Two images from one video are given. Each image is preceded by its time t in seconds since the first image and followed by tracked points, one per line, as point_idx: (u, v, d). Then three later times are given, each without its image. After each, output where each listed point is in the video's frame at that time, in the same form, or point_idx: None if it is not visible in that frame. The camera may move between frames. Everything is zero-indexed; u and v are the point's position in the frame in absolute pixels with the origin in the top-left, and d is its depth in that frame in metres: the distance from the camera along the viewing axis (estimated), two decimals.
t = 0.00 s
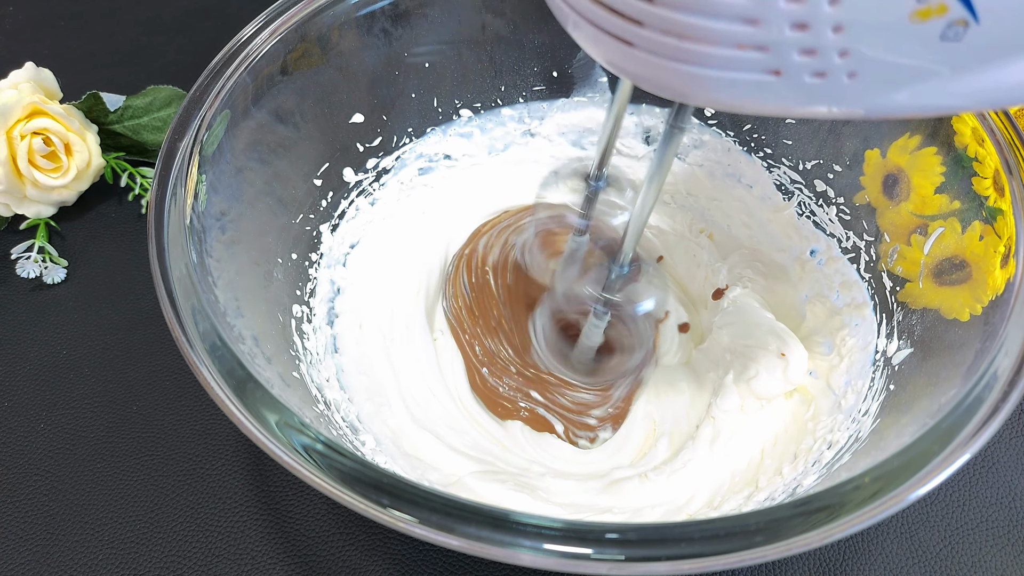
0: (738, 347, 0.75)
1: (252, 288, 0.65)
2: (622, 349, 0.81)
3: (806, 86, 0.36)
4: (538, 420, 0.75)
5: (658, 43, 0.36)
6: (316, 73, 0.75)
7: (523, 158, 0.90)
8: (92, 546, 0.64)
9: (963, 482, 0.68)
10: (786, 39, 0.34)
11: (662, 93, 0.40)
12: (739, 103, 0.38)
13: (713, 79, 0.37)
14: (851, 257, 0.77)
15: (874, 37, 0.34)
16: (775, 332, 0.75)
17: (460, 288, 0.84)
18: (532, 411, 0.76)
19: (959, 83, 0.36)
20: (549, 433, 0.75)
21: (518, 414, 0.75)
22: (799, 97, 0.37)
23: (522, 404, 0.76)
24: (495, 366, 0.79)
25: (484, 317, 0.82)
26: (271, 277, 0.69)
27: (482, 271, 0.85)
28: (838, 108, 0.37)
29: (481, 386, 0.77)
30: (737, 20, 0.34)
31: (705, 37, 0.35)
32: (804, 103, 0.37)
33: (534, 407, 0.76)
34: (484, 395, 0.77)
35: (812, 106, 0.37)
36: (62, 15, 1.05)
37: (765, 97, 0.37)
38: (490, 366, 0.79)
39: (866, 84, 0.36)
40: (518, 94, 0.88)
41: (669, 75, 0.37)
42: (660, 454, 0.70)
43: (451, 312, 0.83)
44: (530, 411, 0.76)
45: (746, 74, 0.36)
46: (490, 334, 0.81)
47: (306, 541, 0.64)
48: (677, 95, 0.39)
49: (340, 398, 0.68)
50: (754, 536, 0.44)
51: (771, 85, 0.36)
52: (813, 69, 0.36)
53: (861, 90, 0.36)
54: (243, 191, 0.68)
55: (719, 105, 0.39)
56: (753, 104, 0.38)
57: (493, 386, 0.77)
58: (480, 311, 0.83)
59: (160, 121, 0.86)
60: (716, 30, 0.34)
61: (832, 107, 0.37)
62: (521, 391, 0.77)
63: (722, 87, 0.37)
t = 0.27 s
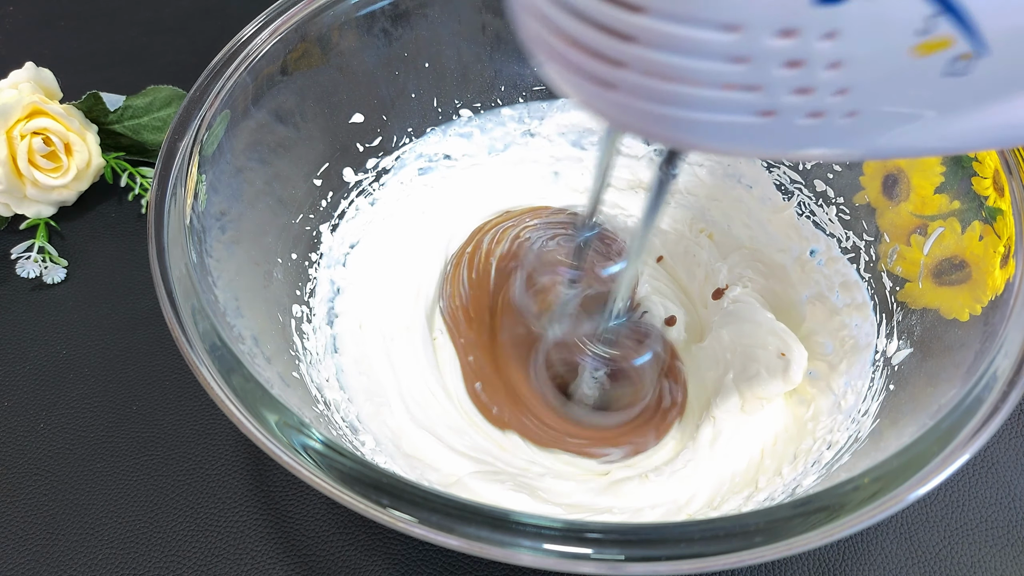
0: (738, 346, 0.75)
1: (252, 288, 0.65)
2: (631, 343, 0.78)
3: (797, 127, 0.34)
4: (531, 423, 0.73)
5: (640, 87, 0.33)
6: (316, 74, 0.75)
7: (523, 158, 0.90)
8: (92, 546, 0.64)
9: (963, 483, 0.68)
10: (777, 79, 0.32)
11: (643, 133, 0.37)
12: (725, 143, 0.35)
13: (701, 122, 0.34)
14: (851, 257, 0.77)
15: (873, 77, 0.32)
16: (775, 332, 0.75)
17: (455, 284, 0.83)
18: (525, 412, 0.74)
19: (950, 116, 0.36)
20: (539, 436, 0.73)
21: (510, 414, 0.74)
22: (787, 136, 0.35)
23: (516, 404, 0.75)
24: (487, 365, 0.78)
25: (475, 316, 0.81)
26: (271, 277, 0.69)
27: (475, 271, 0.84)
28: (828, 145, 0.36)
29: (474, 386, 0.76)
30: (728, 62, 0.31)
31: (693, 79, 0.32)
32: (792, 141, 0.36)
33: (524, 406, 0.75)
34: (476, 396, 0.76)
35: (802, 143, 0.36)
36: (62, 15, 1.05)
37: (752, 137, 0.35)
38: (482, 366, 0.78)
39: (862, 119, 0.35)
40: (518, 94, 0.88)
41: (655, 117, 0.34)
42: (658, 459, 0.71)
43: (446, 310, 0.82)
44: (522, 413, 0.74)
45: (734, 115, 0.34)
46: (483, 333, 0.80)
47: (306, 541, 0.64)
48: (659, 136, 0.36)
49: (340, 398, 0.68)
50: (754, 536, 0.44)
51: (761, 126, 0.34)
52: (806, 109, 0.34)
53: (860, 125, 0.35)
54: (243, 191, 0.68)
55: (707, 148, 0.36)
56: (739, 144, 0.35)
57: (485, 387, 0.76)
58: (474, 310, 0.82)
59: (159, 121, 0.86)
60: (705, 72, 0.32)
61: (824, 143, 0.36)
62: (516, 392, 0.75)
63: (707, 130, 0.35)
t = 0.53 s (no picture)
0: (739, 345, 0.76)
1: (252, 288, 0.65)
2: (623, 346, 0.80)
3: (673, 107, 0.33)
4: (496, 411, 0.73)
5: (518, 57, 0.33)
6: (316, 74, 0.75)
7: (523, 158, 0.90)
8: (92, 546, 0.64)
9: (963, 482, 0.67)
10: (642, 56, 0.32)
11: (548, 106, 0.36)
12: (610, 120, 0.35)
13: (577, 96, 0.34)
14: (851, 257, 0.77)
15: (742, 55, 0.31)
16: (776, 331, 0.75)
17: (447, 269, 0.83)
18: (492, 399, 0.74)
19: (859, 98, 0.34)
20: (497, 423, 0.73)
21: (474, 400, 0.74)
22: (669, 117, 0.34)
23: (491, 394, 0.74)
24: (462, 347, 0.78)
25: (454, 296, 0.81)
26: (271, 277, 0.69)
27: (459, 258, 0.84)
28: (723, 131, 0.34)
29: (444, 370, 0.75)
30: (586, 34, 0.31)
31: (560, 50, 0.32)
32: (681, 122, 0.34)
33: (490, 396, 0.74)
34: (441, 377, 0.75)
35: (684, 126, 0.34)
36: (62, 15, 1.05)
37: (633, 113, 0.34)
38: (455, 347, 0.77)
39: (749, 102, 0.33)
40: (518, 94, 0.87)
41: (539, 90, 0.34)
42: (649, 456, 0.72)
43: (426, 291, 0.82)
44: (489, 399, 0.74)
45: (608, 88, 0.33)
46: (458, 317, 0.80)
47: (306, 541, 0.64)
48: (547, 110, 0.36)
49: (341, 398, 0.67)
50: (753, 535, 0.44)
51: (635, 104, 0.33)
52: (676, 87, 0.33)
53: (746, 109, 0.33)
54: (243, 191, 0.68)
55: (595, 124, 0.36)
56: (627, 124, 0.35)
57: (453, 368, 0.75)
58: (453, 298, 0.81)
59: (159, 121, 0.86)
60: (568, 43, 0.32)
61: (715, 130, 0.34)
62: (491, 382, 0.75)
63: (586, 105, 0.34)
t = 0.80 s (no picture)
0: (738, 345, 0.76)
1: (252, 288, 0.65)
2: (646, 352, 0.79)
3: (760, 67, 0.38)
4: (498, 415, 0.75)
5: (610, 27, 0.37)
6: (316, 74, 0.75)
7: (524, 158, 0.90)
8: (92, 546, 0.64)
9: (963, 483, 0.67)
10: (734, 22, 0.35)
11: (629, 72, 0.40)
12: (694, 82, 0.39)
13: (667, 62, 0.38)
14: (851, 257, 0.77)
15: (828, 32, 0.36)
16: (775, 330, 0.75)
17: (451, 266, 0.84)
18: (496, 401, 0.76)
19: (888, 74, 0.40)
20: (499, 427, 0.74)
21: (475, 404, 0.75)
22: (749, 74, 0.39)
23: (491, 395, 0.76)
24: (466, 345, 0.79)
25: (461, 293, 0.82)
26: (271, 277, 0.69)
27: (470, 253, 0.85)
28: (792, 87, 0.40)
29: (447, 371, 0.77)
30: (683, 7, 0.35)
31: (655, 20, 0.36)
32: (762, 79, 0.39)
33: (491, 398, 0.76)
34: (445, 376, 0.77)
35: (775, 84, 0.39)
36: (62, 15, 1.05)
37: (718, 74, 0.39)
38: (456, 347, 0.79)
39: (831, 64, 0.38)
40: (518, 94, 0.87)
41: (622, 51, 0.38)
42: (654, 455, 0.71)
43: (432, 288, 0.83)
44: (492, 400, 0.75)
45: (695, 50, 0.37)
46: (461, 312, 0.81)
47: (306, 541, 0.64)
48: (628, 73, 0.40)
49: (341, 398, 0.67)
50: (754, 536, 0.44)
51: (722, 66, 0.38)
52: (766, 51, 0.37)
53: (823, 70, 0.38)
54: (243, 191, 0.68)
55: (677, 85, 0.40)
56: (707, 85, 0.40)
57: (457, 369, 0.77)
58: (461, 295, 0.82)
59: (160, 121, 0.86)
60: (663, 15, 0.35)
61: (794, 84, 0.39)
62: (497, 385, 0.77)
63: (674, 69, 0.39)
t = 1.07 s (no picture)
0: (737, 343, 0.75)
1: (252, 288, 0.65)
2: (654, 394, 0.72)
3: (826, 116, 0.36)
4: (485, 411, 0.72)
5: (655, 86, 0.34)
6: (316, 74, 0.75)
7: (523, 159, 0.90)
8: (92, 546, 0.64)
9: (963, 483, 0.68)
10: (794, 67, 0.33)
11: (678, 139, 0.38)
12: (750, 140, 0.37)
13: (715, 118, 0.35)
14: (851, 257, 0.77)
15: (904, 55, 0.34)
16: (775, 330, 0.74)
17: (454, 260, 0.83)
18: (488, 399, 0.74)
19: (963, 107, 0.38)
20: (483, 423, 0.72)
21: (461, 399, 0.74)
22: (813, 129, 0.36)
23: (485, 391, 0.74)
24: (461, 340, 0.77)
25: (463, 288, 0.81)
26: (271, 277, 0.69)
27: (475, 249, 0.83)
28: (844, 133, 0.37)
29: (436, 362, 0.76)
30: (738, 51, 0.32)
31: (707, 72, 0.33)
32: (820, 133, 0.37)
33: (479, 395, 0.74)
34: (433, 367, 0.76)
35: (839, 135, 0.37)
36: (61, 15, 1.05)
37: (778, 128, 0.36)
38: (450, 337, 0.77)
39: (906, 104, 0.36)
40: (518, 94, 0.88)
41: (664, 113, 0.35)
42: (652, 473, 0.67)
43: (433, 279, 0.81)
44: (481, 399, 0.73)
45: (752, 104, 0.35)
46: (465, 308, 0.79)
47: (306, 541, 0.64)
48: (675, 136, 0.37)
49: (341, 398, 0.68)
50: (754, 536, 0.44)
51: (785, 116, 0.35)
52: (829, 97, 0.35)
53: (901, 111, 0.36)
54: (243, 191, 0.68)
55: (727, 147, 0.37)
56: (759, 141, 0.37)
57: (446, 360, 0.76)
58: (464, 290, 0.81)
59: (160, 121, 0.86)
60: (712, 65, 0.33)
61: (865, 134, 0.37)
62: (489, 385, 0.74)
63: (723, 129, 0.36)
